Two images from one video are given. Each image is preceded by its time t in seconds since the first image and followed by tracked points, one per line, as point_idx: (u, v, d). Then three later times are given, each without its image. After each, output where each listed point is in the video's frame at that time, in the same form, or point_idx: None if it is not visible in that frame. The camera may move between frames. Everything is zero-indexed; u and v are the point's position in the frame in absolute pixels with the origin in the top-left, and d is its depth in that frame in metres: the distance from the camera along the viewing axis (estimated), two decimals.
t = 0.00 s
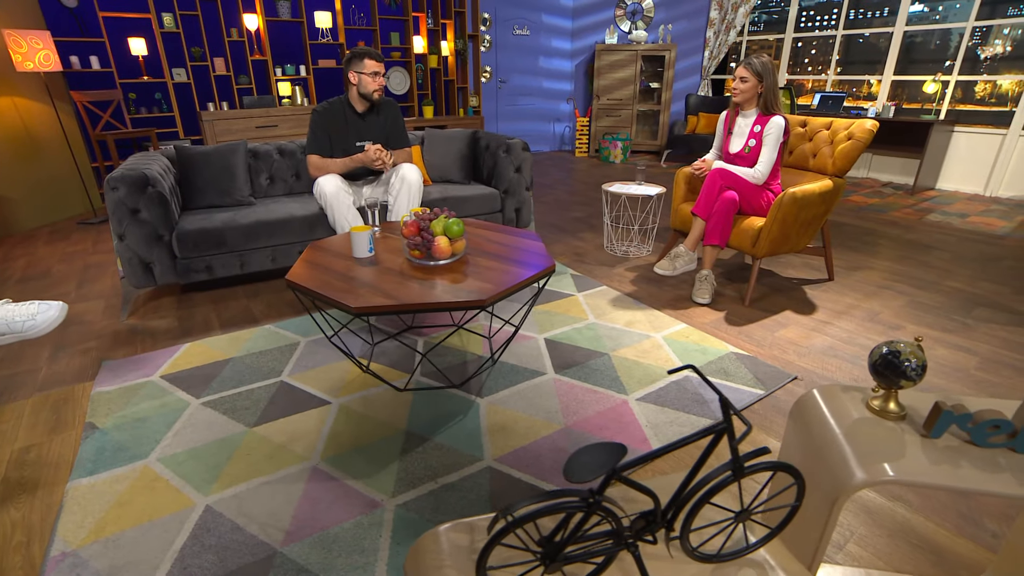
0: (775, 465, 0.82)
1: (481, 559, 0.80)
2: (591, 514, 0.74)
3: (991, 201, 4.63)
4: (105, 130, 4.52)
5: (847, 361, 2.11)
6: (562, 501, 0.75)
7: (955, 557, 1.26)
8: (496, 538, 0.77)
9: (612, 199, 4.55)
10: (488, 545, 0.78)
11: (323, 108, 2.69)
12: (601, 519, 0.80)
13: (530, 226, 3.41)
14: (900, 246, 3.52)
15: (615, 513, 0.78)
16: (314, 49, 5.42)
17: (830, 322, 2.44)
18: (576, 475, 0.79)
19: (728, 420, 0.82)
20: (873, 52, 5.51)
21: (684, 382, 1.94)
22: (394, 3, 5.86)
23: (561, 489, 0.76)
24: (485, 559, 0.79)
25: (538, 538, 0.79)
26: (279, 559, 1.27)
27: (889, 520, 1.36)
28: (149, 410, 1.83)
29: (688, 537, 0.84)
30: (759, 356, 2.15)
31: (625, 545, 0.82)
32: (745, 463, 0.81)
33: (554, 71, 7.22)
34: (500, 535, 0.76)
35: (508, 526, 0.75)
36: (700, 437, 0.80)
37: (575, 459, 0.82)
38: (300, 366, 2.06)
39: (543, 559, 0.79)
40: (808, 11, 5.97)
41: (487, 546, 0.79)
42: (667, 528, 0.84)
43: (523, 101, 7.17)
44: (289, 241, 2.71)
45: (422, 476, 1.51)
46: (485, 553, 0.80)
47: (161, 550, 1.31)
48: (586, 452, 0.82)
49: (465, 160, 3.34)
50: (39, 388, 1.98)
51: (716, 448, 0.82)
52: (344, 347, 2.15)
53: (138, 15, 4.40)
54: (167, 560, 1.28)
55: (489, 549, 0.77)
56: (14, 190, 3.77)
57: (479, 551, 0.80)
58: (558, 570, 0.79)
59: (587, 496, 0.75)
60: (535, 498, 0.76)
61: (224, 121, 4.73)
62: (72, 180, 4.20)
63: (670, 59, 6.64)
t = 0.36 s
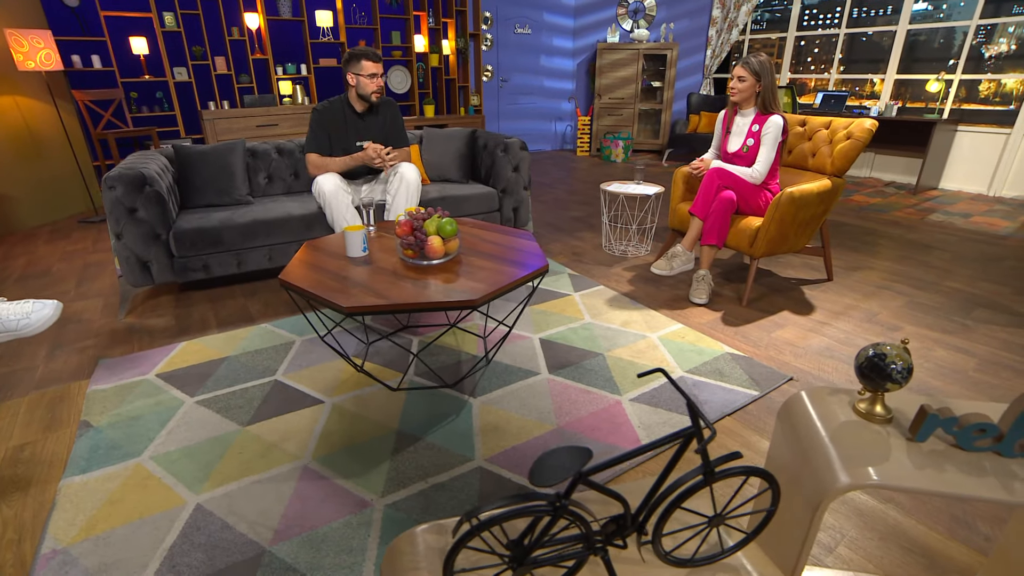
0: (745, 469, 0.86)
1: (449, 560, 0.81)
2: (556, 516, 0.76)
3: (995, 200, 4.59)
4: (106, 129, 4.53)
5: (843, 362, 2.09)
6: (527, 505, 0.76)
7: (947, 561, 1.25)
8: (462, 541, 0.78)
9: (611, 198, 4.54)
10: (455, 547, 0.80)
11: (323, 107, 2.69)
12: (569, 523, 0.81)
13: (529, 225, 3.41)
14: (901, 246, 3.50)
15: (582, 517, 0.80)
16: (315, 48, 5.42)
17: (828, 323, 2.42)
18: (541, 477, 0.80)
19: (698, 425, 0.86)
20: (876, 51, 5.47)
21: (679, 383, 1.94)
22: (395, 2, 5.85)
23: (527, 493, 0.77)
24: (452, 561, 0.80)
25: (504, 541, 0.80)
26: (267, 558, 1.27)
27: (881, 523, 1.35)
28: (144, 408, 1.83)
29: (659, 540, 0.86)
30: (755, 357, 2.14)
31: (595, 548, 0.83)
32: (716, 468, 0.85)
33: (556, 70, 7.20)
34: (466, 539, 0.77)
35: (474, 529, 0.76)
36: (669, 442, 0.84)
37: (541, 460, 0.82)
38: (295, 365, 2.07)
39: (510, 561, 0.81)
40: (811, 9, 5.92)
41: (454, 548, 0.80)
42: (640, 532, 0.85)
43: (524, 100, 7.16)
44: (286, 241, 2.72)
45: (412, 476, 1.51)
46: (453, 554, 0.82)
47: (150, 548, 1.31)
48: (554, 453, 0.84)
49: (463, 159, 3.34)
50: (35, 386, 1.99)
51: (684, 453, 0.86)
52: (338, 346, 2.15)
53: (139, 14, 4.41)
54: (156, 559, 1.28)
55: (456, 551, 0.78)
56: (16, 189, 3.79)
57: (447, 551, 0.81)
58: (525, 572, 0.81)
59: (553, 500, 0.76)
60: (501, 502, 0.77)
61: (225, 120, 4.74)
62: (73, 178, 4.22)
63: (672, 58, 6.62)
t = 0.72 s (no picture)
0: (717, 475, 0.85)
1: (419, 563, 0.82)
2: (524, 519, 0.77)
3: (1002, 201, 4.54)
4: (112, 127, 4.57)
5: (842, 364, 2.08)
6: (496, 509, 0.78)
7: (942, 566, 1.23)
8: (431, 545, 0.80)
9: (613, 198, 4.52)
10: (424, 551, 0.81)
11: (321, 107, 2.70)
12: (540, 526, 0.83)
13: (529, 224, 3.40)
14: (905, 247, 3.46)
15: (553, 520, 0.82)
16: (319, 47, 5.43)
17: (828, 324, 2.40)
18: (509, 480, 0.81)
19: (672, 429, 0.86)
20: (883, 49, 5.42)
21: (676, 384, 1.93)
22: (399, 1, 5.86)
23: (495, 497, 0.79)
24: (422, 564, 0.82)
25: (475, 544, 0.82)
26: (259, 555, 1.28)
27: (876, 527, 1.34)
28: (142, 405, 1.85)
29: (634, 545, 0.87)
30: (753, 358, 2.13)
31: (567, 551, 0.85)
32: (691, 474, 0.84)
33: (560, 69, 7.19)
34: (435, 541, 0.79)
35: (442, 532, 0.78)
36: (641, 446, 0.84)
37: (510, 462, 0.84)
38: (292, 363, 2.08)
39: (482, 563, 0.83)
40: (817, 7, 5.87)
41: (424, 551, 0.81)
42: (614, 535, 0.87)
43: (528, 99, 7.15)
44: (286, 239, 2.73)
45: (405, 476, 1.51)
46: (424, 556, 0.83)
47: (144, 545, 1.32)
48: (524, 456, 0.85)
49: (464, 158, 3.34)
50: (36, 383, 2.00)
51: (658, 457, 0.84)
52: (336, 345, 2.16)
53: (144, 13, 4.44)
54: (149, 555, 1.29)
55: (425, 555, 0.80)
56: (23, 187, 3.84)
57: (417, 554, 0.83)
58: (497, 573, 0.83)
59: (521, 505, 0.78)
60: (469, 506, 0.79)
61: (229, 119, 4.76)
62: (78, 176, 4.25)
63: (677, 57, 6.58)
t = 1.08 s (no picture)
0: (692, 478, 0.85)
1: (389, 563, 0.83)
2: (495, 523, 0.78)
3: (1011, 201, 4.48)
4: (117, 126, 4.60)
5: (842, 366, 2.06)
6: (467, 511, 0.79)
7: (937, 571, 1.22)
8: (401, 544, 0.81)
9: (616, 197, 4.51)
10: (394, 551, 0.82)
11: (317, 107, 2.70)
12: (511, 528, 0.84)
13: (530, 223, 3.40)
14: (910, 248, 3.43)
15: (524, 523, 0.82)
16: (323, 46, 5.45)
17: (829, 325, 2.38)
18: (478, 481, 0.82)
19: (642, 434, 0.84)
20: (890, 48, 5.37)
21: (673, 384, 1.92)
22: None
23: (466, 500, 0.79)
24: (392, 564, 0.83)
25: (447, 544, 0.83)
26: (251, 552, 1.28)
27: (871, 530, 1.33)
28: (141, 402, 1.86)
29: (608, 548, 0.88)
30: (752, 359, 2.11)
31: (539, 554, 0.85)
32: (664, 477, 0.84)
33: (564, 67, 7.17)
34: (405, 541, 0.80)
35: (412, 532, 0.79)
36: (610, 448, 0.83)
37: (481, 464, 0.84)
38: (290, 361, 2.08)
39: (454, 564, 0.84)
40: (824, 5, 5.83)
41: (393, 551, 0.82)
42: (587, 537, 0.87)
43: (532, 98, 7.14)
44: (287, 237, 2.74)
45: (398, 474, 1.51)
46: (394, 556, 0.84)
47: (138, 541, 1.33)
48: (496, 458, 0.85)
49: (464, 157, 3.34)
50: (37, 379, 2.02)
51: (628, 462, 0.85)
52: (334, 343, 2.16)
53: (149, 13, 4.47)
54: (143, 551, 1.30)
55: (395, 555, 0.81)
56: (29, 185, 3.87)
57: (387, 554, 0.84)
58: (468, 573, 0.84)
59: (491, 508, 0.78)
60: (440, 507, 0.79)
61: (233, 117, 4.79)
62: (84, 175, 4.29)
63: (682, 55, 6.55)
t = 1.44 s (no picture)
0: (663, 483, 0.90)
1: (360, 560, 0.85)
2: (464, 524, 0.80)
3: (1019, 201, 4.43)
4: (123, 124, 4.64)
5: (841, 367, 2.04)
6: (436, 511, 0.81)
7: None
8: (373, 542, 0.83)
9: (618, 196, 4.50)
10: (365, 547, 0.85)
11: (317, 106, 2.71)
12: (483, 529, 0.85)
13: (531, 222, 3.39)
14: (915, 248, 3.39)
15: (496, 524, 0.84)
16: (327, 44, 5.46)
17: (830, 326, 2.36)
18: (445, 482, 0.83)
19: (610, 439, 0.85)
20: (898, 46, 5.31)
21: (669, 384, 1.91)
22: None
23: (436, 500, 0.81)
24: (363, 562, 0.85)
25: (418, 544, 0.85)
26: (243, 549, 1.29)
27: (865, 533, 1.32)
28: (140, 399, 1.87)
29: (583, 549, 0.92)
30: (750, 359, 2.10)
31: (511, 555, 0.87)
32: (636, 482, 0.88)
33: (569, 66, 7.15)
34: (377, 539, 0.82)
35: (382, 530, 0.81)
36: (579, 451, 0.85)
37: (452, 467, 0.85)
38: (288, 359, 2.09)
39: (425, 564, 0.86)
40: (831, 3, 5.78)
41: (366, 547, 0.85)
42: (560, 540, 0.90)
43: (537, 96, 7.13)
44: (287, 236, 2.75)
45: (392, 472, 1.52)
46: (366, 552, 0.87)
47: (132, 536, 1.34)
48: (470, 461, 0.85)
49: (466, 156, 3.34)
50: (39, 375, 2.05)
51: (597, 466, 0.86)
52: (332, 342, 2.17)
53: (155, 11, 4.49)
54: (137, 546, 1.31)
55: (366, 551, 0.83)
56: (35, 182, 3.90)
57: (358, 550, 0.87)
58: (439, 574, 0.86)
59: (461, 510, 0.80)
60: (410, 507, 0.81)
61: (237, 116, 4.81)
62: (89, 173, 4.33)
63: (687, 54, 6.52)
